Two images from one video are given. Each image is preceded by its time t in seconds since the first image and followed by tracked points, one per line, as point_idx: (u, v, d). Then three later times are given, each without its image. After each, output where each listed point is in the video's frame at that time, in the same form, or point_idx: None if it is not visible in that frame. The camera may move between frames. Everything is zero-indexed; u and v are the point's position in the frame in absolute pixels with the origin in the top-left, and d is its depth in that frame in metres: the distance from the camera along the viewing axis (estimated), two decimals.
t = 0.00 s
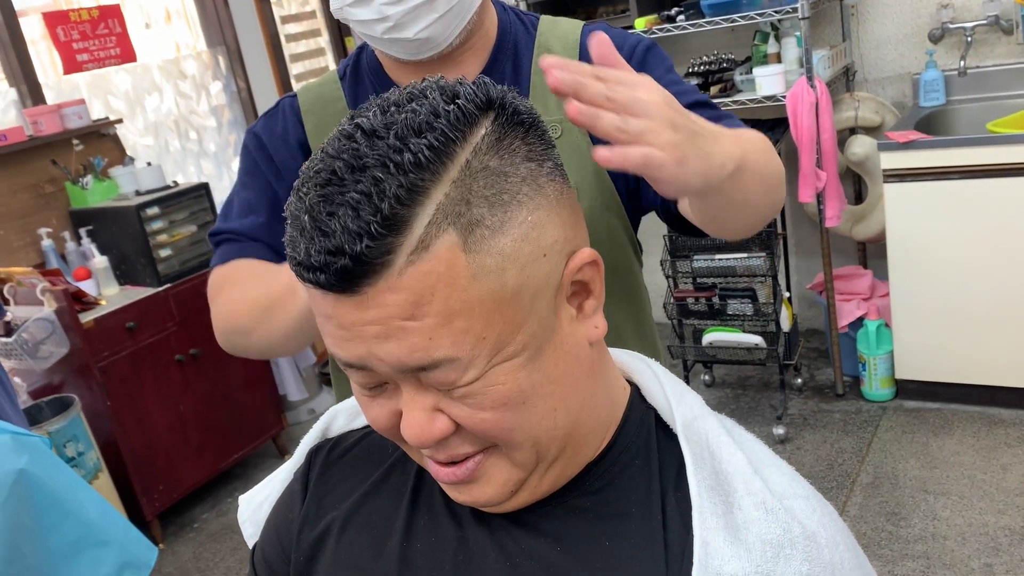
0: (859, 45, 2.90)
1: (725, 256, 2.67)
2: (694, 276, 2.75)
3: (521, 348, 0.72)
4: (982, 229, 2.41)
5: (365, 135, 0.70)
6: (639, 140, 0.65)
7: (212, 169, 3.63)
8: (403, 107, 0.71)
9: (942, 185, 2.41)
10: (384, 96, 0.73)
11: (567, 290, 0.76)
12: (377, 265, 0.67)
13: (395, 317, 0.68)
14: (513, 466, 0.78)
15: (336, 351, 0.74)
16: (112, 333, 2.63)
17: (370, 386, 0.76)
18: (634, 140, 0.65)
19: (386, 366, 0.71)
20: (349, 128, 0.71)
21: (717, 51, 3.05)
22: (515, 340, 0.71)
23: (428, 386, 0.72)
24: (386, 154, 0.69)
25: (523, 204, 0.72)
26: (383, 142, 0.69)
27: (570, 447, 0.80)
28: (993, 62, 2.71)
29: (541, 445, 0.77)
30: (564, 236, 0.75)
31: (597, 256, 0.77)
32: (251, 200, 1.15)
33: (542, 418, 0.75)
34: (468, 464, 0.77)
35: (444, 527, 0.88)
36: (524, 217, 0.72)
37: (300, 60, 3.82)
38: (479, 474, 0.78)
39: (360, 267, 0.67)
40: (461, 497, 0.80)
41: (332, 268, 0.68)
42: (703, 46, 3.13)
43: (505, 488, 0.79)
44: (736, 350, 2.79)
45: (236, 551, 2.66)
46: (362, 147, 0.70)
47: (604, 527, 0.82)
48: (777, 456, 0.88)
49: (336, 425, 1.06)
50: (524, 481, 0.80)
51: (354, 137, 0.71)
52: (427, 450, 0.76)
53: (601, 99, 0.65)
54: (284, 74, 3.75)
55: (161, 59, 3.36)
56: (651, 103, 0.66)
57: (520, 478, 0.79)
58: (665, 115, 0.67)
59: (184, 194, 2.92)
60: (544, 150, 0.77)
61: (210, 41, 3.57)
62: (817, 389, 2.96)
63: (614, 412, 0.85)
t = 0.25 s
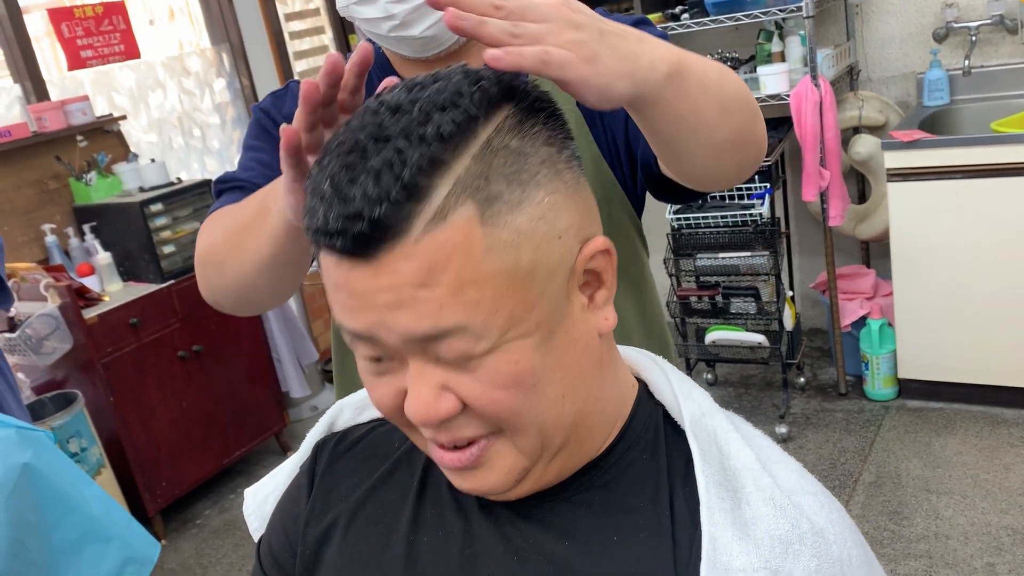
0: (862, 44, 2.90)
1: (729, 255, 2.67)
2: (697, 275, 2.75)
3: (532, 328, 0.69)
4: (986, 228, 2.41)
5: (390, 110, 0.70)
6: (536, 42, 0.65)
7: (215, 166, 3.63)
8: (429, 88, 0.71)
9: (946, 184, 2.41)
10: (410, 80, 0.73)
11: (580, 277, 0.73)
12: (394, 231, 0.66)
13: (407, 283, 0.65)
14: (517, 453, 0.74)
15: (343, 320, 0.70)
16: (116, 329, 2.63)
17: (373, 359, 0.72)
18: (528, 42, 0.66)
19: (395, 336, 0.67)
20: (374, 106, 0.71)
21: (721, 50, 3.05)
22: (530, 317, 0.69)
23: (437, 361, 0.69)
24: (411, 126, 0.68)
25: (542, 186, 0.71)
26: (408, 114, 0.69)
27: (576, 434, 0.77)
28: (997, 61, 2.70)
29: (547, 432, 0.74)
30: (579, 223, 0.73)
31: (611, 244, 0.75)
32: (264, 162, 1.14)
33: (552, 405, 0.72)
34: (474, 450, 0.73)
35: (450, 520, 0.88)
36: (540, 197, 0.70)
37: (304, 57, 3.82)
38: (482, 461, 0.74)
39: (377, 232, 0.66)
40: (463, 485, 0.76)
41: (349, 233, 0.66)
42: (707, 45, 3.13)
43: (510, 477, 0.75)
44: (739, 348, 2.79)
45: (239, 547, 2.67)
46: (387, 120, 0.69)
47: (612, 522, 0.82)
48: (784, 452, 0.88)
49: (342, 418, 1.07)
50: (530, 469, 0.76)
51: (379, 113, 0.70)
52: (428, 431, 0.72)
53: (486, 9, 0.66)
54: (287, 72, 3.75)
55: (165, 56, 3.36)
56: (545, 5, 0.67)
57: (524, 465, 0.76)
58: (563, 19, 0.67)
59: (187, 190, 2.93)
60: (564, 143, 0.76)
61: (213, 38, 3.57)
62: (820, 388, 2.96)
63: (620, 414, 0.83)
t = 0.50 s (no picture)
0: (864, 43, 2.90)
1: (729, 254, 2.67)
2: (697, 274, 2.75)
3: (560, 258, 0.75)
4: (986, 227, 2.41)
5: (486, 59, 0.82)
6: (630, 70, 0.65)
7: (215, 165, 3.62)
8: (525, 52, 0.84)
9: (946, 184, 2.41)
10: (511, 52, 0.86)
11: (609, 243, 0.81)
12: (458, 124, 0.75)
13: (458, 180, 0.74)
14: (521, 389, 0.76)
15: (390, 226, 0.78)
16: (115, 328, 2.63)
17: (404, 276, 0.79)
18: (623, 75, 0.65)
19: (433, 234, 0.75)
20: (474, 55, 0.84)
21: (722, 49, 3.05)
22: (560, 245, 0.75)
23: (467, 274, 0.75)
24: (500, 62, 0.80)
25: (596, 140, 0.79)
26: (499, 57, 0.81)
27: (577, 395, 0.79)
28: (998, 61, 2.70)
29: (552, 377, 0.77)
30: (617, 189, 0.82)
31: (640, 218, 0.84)
32: (260, 191, 1.16)
33: (563, 349, 0.76)
34: (473, 379, 0.76)
35: (455, 515, 0.88)
36: (593, 151, 0.79)
37: (303, 56, 3.82)
38: (483, 392, 0.76)
39: (444, 123, 0.75)
40: (456, 423, 0.77)
41: (421, 121, 0.76)
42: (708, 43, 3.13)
43: (505, 419, 0.76)
44: (739, 347, 2.79)
45: (239, 546, 2.67)
46: (481, 61, 0.81)
47: (617, 517, 0.82)
48: (789, 454, 0.87)
49: (349, 417, 1.07)
50: (528, 417, 0.77)
51: (476, 59, 0.83)
52: (436, 345, 0.76)
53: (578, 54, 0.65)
54: (287, 70, 3.74)
55: (166, 54, 3.36)
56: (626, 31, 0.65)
57: (524, 412, 0.77)
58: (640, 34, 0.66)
59: (187, 188, 2.93)
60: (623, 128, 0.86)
61: (213, 36, 3.56)
62: (820, 388, 2.96)
63: (630, 392, 0.86)
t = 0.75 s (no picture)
0: (863, 40, 2.90)
1: (729, 252, 2.67)
2: (698, 272, 2.76)
3: (575, 268, 0.76)
4: (986, 224, 2.41)
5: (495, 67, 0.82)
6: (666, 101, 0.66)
7: (214, 164, 3.62)
8: (533, 59, 0.83)
9: (946, 181, 2.42)
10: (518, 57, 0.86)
11: (622, 249, 0.82)
12: (472, 139, 0.75)
13: (472, 196, 0.74)
14: (537, 404, 0.77)
15: (404, 240, 0.79)
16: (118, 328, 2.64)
17: (420, 288, 0.80)
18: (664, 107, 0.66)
19: (451, 250, 0.75)
20: (483, 64, 0.83)
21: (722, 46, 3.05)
22: (576, 257, 0.76)
23: (484, 287, 0.76)
24: (510, 72, 0.79)
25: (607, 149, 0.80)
26: (508, 65, 0.81)
27: (591, 403, 0.80)
28: (998, 57, 2.71)
29: (566, 387, 0.78)
30: (628, 197, 0.82)
31: (653, 225, 0.84)
32: (262, 217, 1.17)
33: (577, 360, 0.77)
34: (493, 394, 0.78)
35: (467, 518, 0.89)
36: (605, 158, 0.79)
37: (302, 54, 3.82)
38: (501, 409, 0.78)
39: (459, 137, 0.75)
40: (478, 438, 0.79)
41: (435, 136, 0.76)
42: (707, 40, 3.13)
43: (523, 434, 0.78)
44: (740, 345, 2.80)
45: (243, 545, 2.67)
46: (490, 70, 0.81)
47: (630, 519, 0.82)
48: (798, 456, 0.88)
49: (360, 421, 1.07)
50: (545, 428, 0.79)
51: (485, 68, 0.82)
52: (456, 359, 0.78)
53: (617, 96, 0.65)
54: (286, 68, 3.74)
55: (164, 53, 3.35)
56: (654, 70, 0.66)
57: (540, 423, 0.78)
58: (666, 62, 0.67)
59: (187, 188, 2.92)
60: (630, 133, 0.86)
61: (212, 35, 3.56)
62: (820, 383, 2.97)
63: (644, 393, 0.87)
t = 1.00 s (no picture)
0: (859, 23, 2.90)
1: (728, 237, 2.67)
2: (697, 258, 2.76)
3: (567, 254, 0.76)
4: (984, 206, 2.42)
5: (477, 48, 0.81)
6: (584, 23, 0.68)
7: (212, 156, 3.62)
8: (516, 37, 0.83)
9: (944, 163, 2.42)
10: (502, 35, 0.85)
11: (614, 232, 0.82)
12: (458, 125, 0.75)
13: (459, 182, 0.74)
14: (532, 391, 0.78)
15: (393, 228, 0.79)
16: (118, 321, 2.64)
17: (410, 278, 0.80)
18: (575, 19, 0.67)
19: (439, 237, 0.75)
20: (466, 44, 0.83)
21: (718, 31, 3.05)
22: (567, 242, 0.76)
23: (475, 275, 0.76)
24: (494, 54, 0.79)
25: (593, 130, 0.79)
26: (490, 46, 0.81)
27: (587, 388, 0.81)
28: (995, 39, 2.71)
29: (562, 371, 0.78)
30: (619, 179, 0.82)
31: (645, 207, 0.84)
32: (249, 216, 1.18)
33: (575, 347, 0.78)
34: (492, 381, 0.78)
35: (466, 502, 0.89)
36: (592, 140, 0.79)
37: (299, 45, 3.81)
38: (499, 397, 0.78)
39: (444, 124, 0.75)
40: (474, 425, 0.80)
41: (420, 123, 0.76)
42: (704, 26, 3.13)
43: (523, 419, 0.78)
44: (739, 330, 2.81)
45: (246, 536, 2.69)
46: (474, 52, 0.81)
47: (627, 500, 0.83)
48: (797, 434, 0.89)
49: (359, 407, 1.08)
50: (543, 416, 0.79)
51: (468, 49, 0.82)
52: (447, 348, 0.78)
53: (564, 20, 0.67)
54: (283, 59, 3.74)
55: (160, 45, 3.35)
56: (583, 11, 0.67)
57: (538, 409, 0.79)
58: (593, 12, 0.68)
59: (185, 180, 2.91)
60: (619, 112, 0.86)
61: (208, 26, 3.55)
62: (820, 367, 2.97)
63: (640, 374, 0.88)
